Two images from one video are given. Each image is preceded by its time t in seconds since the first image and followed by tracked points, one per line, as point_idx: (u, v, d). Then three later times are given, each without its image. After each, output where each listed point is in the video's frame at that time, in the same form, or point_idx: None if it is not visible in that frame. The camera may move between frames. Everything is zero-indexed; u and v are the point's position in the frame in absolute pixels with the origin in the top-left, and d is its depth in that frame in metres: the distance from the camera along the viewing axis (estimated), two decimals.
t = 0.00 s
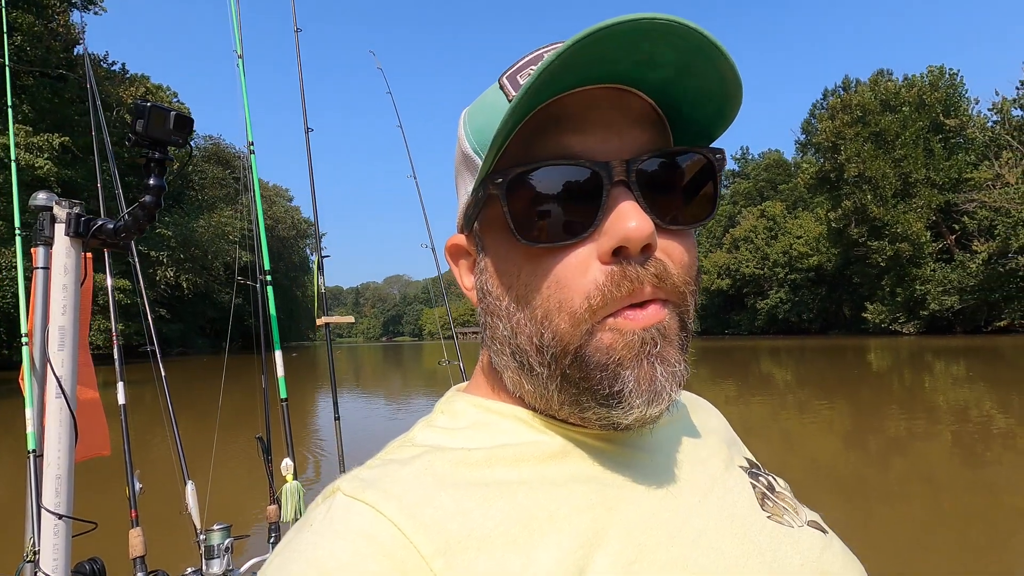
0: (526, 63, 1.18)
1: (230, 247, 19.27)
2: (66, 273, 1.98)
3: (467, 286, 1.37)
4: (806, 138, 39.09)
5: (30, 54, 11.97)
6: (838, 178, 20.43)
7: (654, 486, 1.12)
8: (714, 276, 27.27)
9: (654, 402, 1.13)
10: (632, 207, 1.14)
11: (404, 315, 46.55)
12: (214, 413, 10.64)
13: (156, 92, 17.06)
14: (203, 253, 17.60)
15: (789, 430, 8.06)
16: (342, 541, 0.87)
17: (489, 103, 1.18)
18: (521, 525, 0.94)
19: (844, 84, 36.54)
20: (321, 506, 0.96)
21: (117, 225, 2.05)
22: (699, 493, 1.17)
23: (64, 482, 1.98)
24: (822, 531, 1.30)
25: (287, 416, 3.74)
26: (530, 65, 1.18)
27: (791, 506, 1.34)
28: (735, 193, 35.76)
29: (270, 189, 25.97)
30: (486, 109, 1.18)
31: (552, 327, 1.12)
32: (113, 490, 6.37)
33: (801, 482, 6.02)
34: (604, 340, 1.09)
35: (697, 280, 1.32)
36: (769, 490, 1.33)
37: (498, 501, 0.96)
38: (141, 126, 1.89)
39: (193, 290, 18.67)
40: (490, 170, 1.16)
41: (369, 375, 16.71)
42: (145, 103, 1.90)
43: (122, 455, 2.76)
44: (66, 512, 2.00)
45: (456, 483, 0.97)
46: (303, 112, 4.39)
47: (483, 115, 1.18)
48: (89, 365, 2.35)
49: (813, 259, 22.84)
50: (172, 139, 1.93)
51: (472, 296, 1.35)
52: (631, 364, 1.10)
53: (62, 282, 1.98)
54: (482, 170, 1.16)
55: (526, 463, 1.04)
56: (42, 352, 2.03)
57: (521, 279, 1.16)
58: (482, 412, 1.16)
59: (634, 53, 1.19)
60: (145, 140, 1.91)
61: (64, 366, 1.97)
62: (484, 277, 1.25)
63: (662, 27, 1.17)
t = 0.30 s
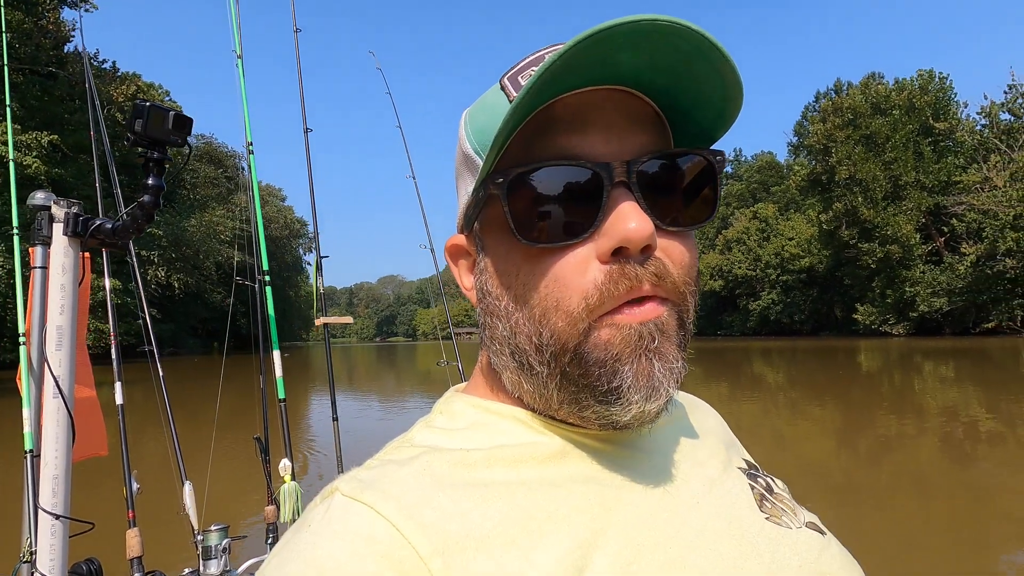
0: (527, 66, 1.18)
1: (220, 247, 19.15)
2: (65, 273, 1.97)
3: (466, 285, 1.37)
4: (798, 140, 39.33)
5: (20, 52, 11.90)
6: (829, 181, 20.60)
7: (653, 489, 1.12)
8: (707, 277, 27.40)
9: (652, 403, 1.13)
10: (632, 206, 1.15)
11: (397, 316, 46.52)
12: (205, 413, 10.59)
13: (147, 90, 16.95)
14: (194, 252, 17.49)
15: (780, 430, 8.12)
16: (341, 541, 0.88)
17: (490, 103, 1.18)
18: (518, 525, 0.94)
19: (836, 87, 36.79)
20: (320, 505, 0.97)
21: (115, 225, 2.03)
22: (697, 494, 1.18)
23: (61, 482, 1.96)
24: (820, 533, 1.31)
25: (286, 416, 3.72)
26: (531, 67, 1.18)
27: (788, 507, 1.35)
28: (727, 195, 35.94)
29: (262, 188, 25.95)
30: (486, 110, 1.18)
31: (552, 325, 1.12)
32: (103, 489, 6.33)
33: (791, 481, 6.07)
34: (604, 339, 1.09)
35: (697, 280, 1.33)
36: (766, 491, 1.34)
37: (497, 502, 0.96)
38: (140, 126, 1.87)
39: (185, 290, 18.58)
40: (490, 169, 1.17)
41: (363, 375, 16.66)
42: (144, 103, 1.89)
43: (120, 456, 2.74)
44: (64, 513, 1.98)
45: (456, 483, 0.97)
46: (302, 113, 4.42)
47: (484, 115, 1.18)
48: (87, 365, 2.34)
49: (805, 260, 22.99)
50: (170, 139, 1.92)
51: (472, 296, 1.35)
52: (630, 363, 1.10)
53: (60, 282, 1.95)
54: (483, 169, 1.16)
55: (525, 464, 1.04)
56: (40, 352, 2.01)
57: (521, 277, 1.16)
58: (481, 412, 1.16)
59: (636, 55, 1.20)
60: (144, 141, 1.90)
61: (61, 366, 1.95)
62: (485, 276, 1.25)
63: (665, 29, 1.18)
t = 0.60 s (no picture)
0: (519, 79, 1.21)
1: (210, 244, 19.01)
2: (73, 270, 1.95)
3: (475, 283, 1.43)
4: (789, 141, 39.55)
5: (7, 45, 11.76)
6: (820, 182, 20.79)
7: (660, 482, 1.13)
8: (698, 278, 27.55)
9: (645, 402, 1.15)
10: (611, 219, 1.16)
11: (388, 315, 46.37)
12: (197, 411, 10.54)
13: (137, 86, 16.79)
14: (184, 250, 17.33)
15: (771, 429, 8.18)
16: (362, 528, 0.89)
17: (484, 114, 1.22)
18: (528, 515, 0.95)
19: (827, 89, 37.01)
20: (340, 493, 0.98)
21: (124, 222, 2.02)
22: (704, 487, 1.19)
23: (70, 477, 1.93)
24: (820, 527, 1.32)
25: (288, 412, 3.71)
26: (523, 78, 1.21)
27: (789, 501, 1.36)
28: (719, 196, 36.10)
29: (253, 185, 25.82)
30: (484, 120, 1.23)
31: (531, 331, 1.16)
32: (95, 486, 6.29)
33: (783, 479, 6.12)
34: (575, 349, 1.13)
35: (695, 284, 1.34)
36: (767, 485, 1.35)
37: (508, 490, 0.97)
38: (149, 125, 1.88)
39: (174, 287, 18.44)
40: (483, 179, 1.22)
41: (356, 373, 16.62)
42: (152, 102, 1.90)
43: (125, 453, 2.72)
44: (73, 508, 1.95)
45: (469, 473, 0.98)
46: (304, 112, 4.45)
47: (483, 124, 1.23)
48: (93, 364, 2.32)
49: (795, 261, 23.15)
50: (178, 138, 1.92)
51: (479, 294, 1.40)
52: (601, 376, 1.12)
53: (68, 278, 1.93)
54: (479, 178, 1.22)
55: (533, 457, 1.05)
56: (46, 349, 1.98)
57: (507, 284, 1.21)
58: (490, 406, 1.17)
59: (619, 72, 1.21)
60: (152, 139, 1.90)
61: (70, 362, 1.93)
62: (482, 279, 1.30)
63: (636, 50, 1.19)
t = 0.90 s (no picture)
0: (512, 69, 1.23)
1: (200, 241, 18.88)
2: (69, 267, 1.93)
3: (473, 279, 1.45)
4: (781, 143, 39.74)
5: None
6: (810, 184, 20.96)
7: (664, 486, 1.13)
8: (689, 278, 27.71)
9: (645, 406, 1.15)
10: (611, 215, 1.18)
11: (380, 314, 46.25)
12: (187, 409, 10.49)
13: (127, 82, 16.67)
14: (174, 248, 17.18)
15: (761, 428, 8.24)
16: (362, 532, 0.89)
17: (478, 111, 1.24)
18: (528, 519, 0.95)
19: (818, 91, 37.22)
20: (338, 497, 0.98)
21: (121, 220, 2.01)
22: (709, 490, 1.19)
23: (65, 476, 1.92)
24: (828, 528, 1.32)
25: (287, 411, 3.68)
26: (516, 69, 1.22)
27: (796, 502, 1.36)
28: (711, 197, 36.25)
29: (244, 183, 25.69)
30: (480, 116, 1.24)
31: (529, 326, 1.18)
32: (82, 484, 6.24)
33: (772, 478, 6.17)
34: (572, 346, 1.15)
35: (698, 283, 1.35)
36: (775, 488, 1.35)
37: (509, 494, 0.97)
38: (145, 121, 1.87)
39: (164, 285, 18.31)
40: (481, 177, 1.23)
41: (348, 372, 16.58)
42: (149, 97, 1.88)
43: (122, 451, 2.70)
44: (69, 507, 1.94)
45: (470, 476, 0.98)
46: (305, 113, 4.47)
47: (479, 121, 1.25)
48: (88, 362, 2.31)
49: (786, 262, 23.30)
50: (175, 133, 1.91)
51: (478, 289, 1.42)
52: (599, 376, 1.14)
53: (64, 276, 1.92)
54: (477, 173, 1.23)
55: (534, 458, 1.06)
56: (41, 346, 1.97)
57: (506, 280, 1.22)
58: (490, 408, 1.17)
59: (613, 57, 1.22)
60: (148, 135, 1.89)
61: (66, 360, 1.91)
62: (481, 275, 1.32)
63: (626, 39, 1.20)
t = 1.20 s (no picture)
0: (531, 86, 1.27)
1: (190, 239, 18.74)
2: (68, 272, 1.90)
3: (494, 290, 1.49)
4: (774, 143, 39.83)
5: None
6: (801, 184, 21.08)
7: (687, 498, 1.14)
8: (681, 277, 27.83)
9: (665, 421, 1.16)
10: (630, 227, 1.21)
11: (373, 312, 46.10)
12: (178, 408, 10.43)
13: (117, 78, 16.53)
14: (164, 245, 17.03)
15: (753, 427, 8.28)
16: (383, 548, 0.91)
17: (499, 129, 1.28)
18: (553, 534, 0.96)
19: (810, 91, 37.35)
20: (362, 514, 1.00)
21: (121, 224, 1.98)
22: (733, 502, 1.19)
23: (66, 484, 1.91)
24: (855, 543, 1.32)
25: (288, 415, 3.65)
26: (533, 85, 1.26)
27: (822, 517, 1.37)
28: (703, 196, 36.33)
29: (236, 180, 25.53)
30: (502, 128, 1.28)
31: (547, 335, 1.21)
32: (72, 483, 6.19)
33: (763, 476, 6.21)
34: (588, 355, 1.18)
35: (718, 295, 1.37)
36: (801, 500, 1.36)
37: (533, 510, 0.98)
38: (146, 123, 1.83)
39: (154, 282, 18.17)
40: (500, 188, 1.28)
41: (340, 370, 16.49)
42: (150, 98, 1.85)
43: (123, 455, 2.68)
44: (68, 516, 1.93)
45: (493, 492, 1.00)
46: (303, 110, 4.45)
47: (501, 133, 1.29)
48: (88, 365, 2.29)
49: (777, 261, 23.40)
50: (176, 136, 1.88)
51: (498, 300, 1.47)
52: (617, 388, 1.16)
53: (63, 282, 1.89)
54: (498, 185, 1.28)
55: (559, 473, 1.07)
56: (40, 351, 1.94)
57: (525, 290, 1.26)
58: (511, 423, 1.18)
59: (625, 70, 1.25)
60: (149, 138, 1.86)
61: (64, 367, 1.89)
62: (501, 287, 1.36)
63: (642, 54, 1.23)
